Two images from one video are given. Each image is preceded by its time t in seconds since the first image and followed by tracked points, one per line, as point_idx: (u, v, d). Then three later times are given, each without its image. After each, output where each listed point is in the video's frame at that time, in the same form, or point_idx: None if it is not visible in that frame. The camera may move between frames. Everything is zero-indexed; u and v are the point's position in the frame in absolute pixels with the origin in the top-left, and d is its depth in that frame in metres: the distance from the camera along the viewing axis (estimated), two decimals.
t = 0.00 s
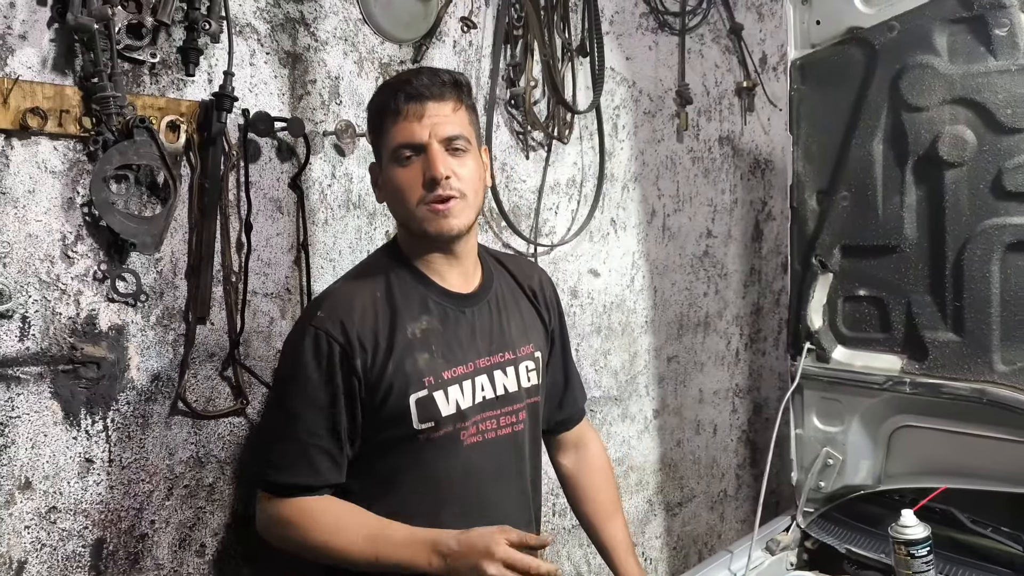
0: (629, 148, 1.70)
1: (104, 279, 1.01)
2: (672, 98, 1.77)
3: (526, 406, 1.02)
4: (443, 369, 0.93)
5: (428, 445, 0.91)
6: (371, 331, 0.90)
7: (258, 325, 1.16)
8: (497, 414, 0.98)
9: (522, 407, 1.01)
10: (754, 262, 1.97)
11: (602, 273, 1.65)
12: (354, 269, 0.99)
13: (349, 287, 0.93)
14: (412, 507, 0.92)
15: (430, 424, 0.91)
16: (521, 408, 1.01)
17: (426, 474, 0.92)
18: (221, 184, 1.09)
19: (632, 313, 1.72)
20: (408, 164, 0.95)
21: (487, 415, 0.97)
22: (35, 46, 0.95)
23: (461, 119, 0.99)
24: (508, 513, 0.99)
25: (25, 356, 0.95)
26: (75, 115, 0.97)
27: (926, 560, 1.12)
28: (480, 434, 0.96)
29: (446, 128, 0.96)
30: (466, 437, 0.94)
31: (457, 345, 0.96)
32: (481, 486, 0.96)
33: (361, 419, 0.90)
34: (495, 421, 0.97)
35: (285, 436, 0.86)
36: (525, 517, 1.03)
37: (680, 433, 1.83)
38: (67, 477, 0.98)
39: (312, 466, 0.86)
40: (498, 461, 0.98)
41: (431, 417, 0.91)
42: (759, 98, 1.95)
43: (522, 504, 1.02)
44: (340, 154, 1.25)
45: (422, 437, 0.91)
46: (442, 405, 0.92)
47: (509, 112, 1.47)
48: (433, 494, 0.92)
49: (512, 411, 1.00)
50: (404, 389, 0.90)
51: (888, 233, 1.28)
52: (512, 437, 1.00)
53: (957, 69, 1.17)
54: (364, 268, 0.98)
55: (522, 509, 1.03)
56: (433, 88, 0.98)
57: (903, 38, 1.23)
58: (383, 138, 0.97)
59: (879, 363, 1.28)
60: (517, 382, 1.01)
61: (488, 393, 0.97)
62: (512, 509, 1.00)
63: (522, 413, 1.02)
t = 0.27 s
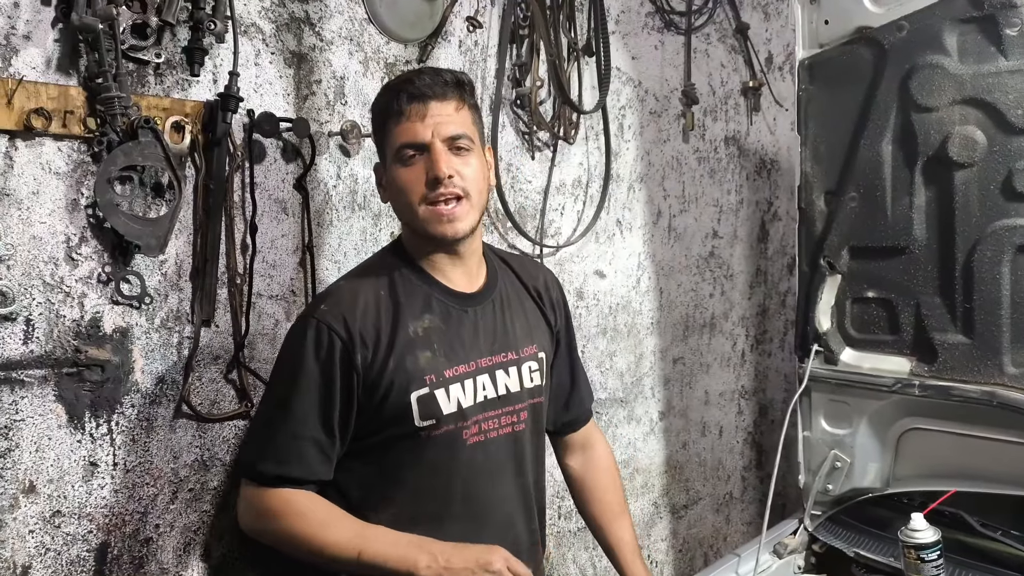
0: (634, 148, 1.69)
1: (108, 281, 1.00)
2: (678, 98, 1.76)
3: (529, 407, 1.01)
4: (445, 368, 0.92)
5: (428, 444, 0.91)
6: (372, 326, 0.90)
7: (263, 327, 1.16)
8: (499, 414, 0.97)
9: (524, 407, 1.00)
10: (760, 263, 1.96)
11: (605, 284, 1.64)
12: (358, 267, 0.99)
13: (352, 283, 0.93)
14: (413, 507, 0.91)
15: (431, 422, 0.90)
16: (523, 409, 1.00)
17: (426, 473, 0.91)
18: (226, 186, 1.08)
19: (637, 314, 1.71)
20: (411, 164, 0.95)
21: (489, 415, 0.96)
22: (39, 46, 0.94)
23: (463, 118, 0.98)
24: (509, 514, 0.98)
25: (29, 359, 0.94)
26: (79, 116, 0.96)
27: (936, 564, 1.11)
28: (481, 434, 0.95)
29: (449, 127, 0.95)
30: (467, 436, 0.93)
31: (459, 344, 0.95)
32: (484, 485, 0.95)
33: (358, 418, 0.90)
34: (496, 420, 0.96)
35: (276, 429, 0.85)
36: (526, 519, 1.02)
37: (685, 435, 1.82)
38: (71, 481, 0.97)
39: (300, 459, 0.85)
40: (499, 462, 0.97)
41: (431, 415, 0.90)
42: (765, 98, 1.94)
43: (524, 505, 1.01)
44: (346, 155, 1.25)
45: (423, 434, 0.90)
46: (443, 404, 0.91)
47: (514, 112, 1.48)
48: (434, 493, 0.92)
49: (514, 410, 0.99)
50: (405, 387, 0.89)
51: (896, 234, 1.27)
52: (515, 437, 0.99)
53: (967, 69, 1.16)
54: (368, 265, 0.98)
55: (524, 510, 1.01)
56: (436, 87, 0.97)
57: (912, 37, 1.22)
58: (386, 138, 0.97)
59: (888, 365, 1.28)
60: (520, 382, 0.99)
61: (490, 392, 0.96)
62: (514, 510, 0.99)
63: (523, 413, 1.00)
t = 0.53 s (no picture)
0: (637, 149, 1.69)
1: (112, 284, 1.00)
2: (681, 99, 1.76)
3: (549, 403, 1.02)
4: (467, 365, 0.93)
5: (451, 439, 0.91)
6: (399, 324, 0.90)
7: (267, 329, 1.16)
8: (520, 411, 0.97)
9: (545, 403, 1.00)
10: (763, 263, 1.96)
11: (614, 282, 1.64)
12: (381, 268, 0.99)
13: (377, 282, 0.93)
14: (435, 502, 0.92)
15: (454, 418, 0.91)
16: (544, 405, 1.00)
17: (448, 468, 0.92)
18: (230, 188, 1.08)
19: (640, 315, 1.71)
20: (430, 168, 0.95)
21: (510, 412, 0.96)
22: (43, 49, 0.94)
23: (480, 122, 0.98)
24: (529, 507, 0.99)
25: (33, 362, 0.94)
26: (83, 119, 0.96)
27: (941, 566, 1.11)
28: (503, 429, 0.95)
29: (466, 131, 0.96)
30: (489, 432, 0.94)
31: (482, 341, 0.96)
32: (504, 479, 0.96)
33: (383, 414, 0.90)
34: (517, 416, 0.97)
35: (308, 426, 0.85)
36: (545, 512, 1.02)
37: (689, 436, 1.82)
38: (76, 484, 0.97)
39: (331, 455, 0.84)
40: (521, 457, 0.97)
41: (455, 411, 0.91)
42: (768, 99, 1.94)
43: (544, 499, 1.02)
44: (349, 157, 1.25)
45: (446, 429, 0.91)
46: (466, 400, 0.92)
47: (518, 113, 1.48)
48: (456, 488, 0.92)
49: (535, 406, 0.99)
50: (430, 383, 0.90)
51: (900, 235, 1.27)
52: (535, 432, 0.99)
53: (971, 70, 1.16)
54: (390, 267, 0.98)
55: (544, 505, 1.02)
56: (451, 92, 0.97)
57: (916, 38, 1.22)
58: (405, 144, 0.98)
59: (892, 366, 1.28)
60: (541, 379, 1.00)
61: (512, 389, 0.97)
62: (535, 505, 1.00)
63: (544, 409, 1.01)
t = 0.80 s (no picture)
0: (639, 148, 1.69)
1: (116, 282, 1.00)
2: (683, 97, 1.76)
3: (572, 394, 1.02)
4: (490, 351, 0.95)
5: (471, 422, 0.94)
6: (426, 307, 0.94)
7: (270, 328, 1.16)
8: (542, 399, 0.99)
9: (568, 393, 1.01)
10: (765, 262, 1.96)
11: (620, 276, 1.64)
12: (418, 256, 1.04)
13: (409, 269, 0.98)
14: (459, 484, 0.95)
15: (475, 401, 0.94)
16: (567, 395, 1.01)
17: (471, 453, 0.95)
18: (233, 187, 1.09)
19: (643, 314, 1.71)
20: (466, 158, 0.99)
21: (532, 400, 0.98)
22: (47, 48, 0.95)
23: (517, 120, 1.02)
24: (551, 496, 1.00)
25: (37, 360, 0.95)
26: (87, 118, 0.96)
27: (942, 563, 1.12)
28: (524, 416, 0.97)
29: (502, 126, 1.00)
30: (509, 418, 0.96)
31: (506, 329, 0.98)
32: (526, 467, 0.97)
33: (410, 396, 0.94)
34: (540, 405, 0.98)
35: (342, 400, 0.90)
36: (568, 502, 1.03)
37: (691, 434, 1.82)
38: (80, 481, 0.98)
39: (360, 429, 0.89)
40: (543, 444, 0.99)
41: (475, 394, 0.94)
42: (770, 98, 1.94)
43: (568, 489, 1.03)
44: (352, 156, 1.25)
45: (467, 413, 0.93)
46: (487, 384, 0.94)
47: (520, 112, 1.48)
48: (478, 473, 0.95)
49: (557, 396, 1.00)
50: (453, 366, 0.93)
51: (902, 233, 1.27)
52: (558, 422, 1.00)
53: (973, 68, 1.16)
54: (425, 255, 1.03)
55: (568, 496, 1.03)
56: (493, 90, 1.02)
57: (917, 36, 1.22)
58: (445, 135, 1.03)
59: (894, 364, 1.28)
60: (564, 369, 1.01)
61: (534, 377, 0.98)
62: (558, 495, 1.01)
63: (568, 400, 1.02)
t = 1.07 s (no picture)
0: (639, 147, 1.70)
1: (118, 281, 1.01)
2: (682, 96, 1.77)
3: (585, 387, 1.11)
4: (508, 336, 1.05)
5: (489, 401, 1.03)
6: (448, 293, 1.05)
7: (271, 326, 1.17)
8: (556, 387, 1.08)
9: (580, 386, 1.10)
10: (765, 260, 1.96)
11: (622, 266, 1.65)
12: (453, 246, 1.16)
13: (441, 258, 1.11)
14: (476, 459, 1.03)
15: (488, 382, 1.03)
16: (579, 387, 1.10)
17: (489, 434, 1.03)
18: (234, 186, 1.09)
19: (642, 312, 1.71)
20: (506, 165, 1.09)
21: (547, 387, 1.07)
22: (49, 50, 0.96)
23: (560, 138, 1.11)
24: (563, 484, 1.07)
25: (40, 358, 0.96)
26: (88, 119, 0.97)
27: (940, 559, 1.12)
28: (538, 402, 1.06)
29: (544, 142, 1.09)
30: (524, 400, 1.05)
31: (525, 319, 1.08)
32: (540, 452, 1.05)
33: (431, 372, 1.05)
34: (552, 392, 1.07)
35: (366, 372, 1.01)
36: (581, 492, 1.09)
37: (691, 432, 1.83)
38: (82, 479, 0.99)
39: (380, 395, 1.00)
40: (555, 428, 1.07)
41: (490, 374, 1.03)
42: (770, 97, 1.95)
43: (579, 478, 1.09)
44: (352, 155, 1.26)
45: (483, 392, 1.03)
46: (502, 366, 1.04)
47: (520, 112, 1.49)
48: (494, 449, 1.03)
49: (569, 387, 1.09)
50: (470, 347, 1.03)
51: (899, 231, 1.27)
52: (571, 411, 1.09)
53: (970, 66, 1.16)
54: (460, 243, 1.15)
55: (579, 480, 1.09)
56: (543, 108, 1.11)
57: (915, 35, 1.23)
58: (493, 138, 1.12)
59: (892, 362, 1.28)
60: (581, 363, 1.10)
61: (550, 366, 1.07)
62: (569, 477, 1.08)
63: (580, 391, 1.10)
